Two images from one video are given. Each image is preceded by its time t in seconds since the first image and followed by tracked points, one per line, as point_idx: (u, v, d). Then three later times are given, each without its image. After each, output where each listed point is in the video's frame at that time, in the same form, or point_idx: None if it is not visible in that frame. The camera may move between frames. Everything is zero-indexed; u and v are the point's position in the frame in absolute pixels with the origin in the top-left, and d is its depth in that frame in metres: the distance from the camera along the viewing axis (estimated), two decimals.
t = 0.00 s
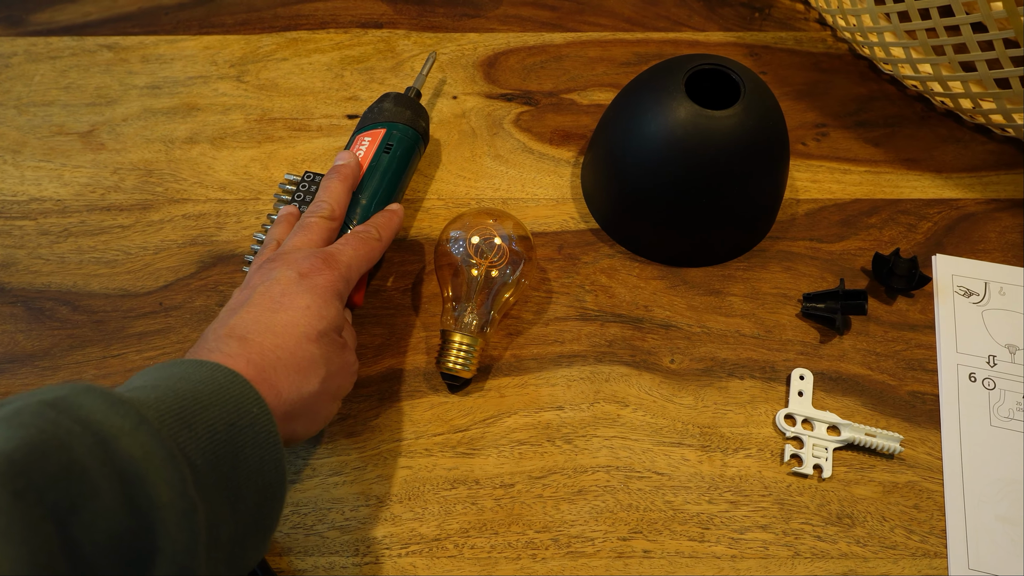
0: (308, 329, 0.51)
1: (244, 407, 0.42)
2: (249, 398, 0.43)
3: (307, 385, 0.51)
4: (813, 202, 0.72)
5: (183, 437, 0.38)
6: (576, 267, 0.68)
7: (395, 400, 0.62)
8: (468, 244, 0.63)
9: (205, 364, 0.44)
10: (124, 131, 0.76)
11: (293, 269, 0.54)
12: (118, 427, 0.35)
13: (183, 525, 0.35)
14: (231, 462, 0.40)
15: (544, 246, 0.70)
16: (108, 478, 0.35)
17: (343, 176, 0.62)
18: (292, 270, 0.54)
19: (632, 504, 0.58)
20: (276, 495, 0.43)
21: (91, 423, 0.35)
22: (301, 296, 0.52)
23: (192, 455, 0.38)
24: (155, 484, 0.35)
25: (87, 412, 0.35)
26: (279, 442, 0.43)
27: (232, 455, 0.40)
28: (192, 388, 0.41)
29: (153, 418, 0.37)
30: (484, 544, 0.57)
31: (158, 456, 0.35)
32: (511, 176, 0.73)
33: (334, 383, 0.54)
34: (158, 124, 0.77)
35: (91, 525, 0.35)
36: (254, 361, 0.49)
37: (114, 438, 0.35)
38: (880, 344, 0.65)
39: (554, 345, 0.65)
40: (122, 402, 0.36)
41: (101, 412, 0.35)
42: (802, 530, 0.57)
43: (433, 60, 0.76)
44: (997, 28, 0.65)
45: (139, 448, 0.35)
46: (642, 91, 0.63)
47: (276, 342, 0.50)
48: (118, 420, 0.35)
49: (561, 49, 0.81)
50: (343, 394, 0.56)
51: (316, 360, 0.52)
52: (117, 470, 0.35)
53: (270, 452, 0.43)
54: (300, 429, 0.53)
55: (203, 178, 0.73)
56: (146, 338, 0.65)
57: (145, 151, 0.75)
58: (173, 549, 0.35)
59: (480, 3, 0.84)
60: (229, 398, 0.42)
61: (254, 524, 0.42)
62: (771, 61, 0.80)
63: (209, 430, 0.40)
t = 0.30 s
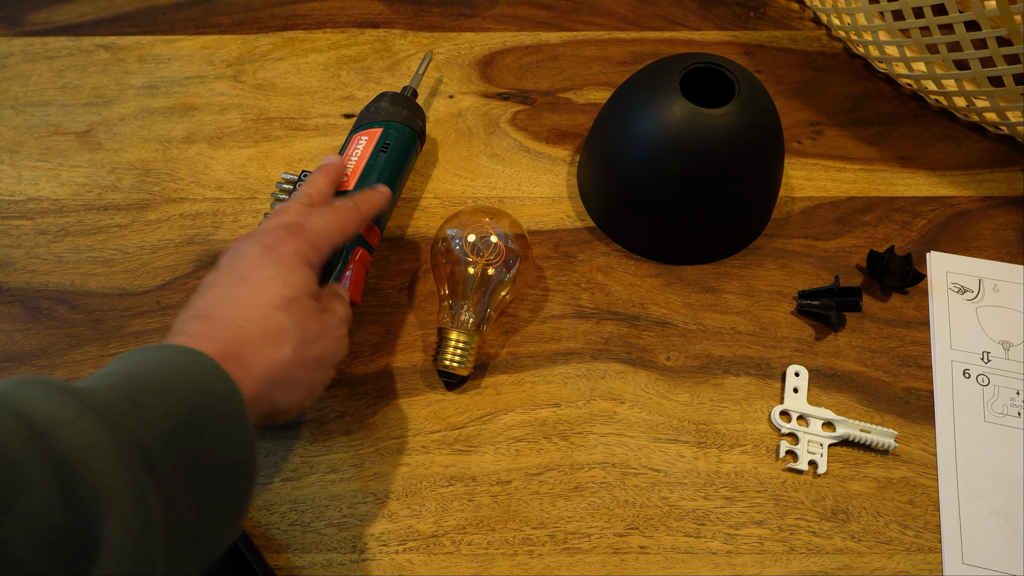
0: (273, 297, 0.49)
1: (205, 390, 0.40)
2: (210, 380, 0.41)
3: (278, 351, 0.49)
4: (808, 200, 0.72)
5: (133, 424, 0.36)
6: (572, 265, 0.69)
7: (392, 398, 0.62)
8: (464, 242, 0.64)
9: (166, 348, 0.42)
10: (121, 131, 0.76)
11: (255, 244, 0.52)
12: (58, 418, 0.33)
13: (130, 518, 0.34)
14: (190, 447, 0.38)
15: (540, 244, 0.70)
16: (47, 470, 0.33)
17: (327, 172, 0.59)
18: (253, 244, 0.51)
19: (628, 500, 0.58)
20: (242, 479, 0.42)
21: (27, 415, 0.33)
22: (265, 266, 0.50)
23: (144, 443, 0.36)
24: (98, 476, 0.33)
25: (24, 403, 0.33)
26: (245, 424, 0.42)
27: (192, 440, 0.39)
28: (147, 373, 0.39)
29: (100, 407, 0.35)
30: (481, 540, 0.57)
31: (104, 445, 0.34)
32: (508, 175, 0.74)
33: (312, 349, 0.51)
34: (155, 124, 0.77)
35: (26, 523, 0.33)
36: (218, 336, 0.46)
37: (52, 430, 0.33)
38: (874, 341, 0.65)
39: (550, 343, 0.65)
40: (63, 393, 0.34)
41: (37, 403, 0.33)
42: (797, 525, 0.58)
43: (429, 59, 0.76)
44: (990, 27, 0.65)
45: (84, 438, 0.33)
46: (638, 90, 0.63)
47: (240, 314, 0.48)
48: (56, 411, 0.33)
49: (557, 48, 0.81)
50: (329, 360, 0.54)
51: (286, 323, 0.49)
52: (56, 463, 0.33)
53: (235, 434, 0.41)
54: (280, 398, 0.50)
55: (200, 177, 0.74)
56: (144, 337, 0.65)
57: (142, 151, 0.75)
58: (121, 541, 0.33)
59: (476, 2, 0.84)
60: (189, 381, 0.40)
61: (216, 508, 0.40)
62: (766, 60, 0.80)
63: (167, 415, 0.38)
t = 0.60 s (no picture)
0: (189, 289, 0.45)
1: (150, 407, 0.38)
2: (157, 396, 0.38)
3: (213, 342, 0.45)
4: (812, 200, 0.72)
5: (65, 455, 0.34)
6: (577, 264, 0.69)
7: (396, 396, 0.62)
8: (469, 240, 0.64)
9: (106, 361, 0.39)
10: (125, 127, 0.76)
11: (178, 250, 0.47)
12: None
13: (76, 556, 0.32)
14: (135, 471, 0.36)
15: (545, 243, 0.70)
16: None
17: (235, 182, 0.53)
18: (170, 247, 0.47)
19: (633, 499, 0.58)
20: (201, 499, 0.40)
21: None
22: (189, 270, 0.46)
23: (89, 473, 0.34)
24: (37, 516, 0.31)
25: None
26: (196, 439, 0.40)
27: (135, 464, 0.37)
28: (81, 391, 0.37)
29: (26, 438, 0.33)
30: (486, 539, 0.57)
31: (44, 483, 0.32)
32: (512, 173, 0.74)
33: (253, 326, 0.47)
34: (159, 120, 0.77)
35: None
36: (146, 343, 0.43)
37: None
38: (878, 341, 0.65)
39: (554, 341, 0.65)
40: None
41: None
42: (801, 525, 0.58)
43: (434, 57, 0.76)
44: (995, 28, 0.66)
45: (10, 475, 0.31)
46: (644, 88, 0.63)
47: (162, 317, 0.44)
48: None
49: (561, 47, 0.81)
50: (281, 338, 0.50)
51: (214, 313, 0.45)
52: None
53: (187, 451, 0.39)
54: (232, 389, 0.47)
55: (204, 174, 0.73)
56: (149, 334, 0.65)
57: (146, 148, 0.75)
58: None
59: (481, 1, 0.84)
60: (131, 398, 0.38)
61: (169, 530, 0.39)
62: (770, 60, 0.80)
63: (111, 440, 0.36)
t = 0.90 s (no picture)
0: (268, 275, 0.50)
1: (238, 379, 0.42)
2: (242, 369, 0.42)
3: (290, 325, 0.49)
4: (820, 204, 0.72)
5: (170, 411, 0.38)
6: (585, 264, 0.69)
7: (402, 393, 0.62)
8: (478, 239, 0.64)
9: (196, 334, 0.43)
10: (135, 122, 0.76)
11: (242, 238, 0.52)
12: (108, 403, 0.35)
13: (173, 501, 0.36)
14: (224, 434, 0.40)
15: (553, 243, 0.70)
16: (94, 455, 0.35)
17: (267, 173, 0.59)
18: (236, 233, 0.52)
19: (638, 499, 0.58)
20: (273, 469, 0.43)
21: (78, 399, 0.35)
22: (261, 256, 0.51)
23: (184, 431, 0.38)
24: (145, 462, 0.35)
25: (73, 387, 0.35)
26: (275, 412, 0.43)
27: (225, 427, 0.40)
28: (181, 357, 0.41)
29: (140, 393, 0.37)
30: (491, 537, 0.57)
31: (148, 434, 0.36)
32: (521, 173, 0.74)
33: (321, 318, 0.52)
34: (169, 116, 0.77)
35: (78, 501, 0.36)
36: (226, 318, 0.47)
37: (101, 416, 0.35)
38: (885, 346, 0.65)
39: (561, 341, 0.65)
40: (108, 378, 0.36)
41: (85, 388, 0.35)
42: (806, 528, 0.58)
43: (444, 56, 0.76)
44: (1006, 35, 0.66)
45: (123, 425, 0.35)
46: (654, 90, 0.63)
47: (243, 295, 0.49)
48: (106, 396, 0.35)
49: (571, 48, 0.81)
50: (341, 328, 0.54)
51: (288, 299, 0.50)
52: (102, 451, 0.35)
53: (265, 422, 0.43)
54: (300, 367, 0.51)
55: (214, 170, 0.74)
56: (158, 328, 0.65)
57: (156, 143, 0.75)
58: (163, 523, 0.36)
59: (491, 1, 0.84)
60: (221, 368, 0.42)
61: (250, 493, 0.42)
62: (779, 64, 0.81)
63: (200, 405, 0.39)
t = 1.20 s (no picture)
0: (293, 305, 0.52)
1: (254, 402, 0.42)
2: (260, 394, 0.42)
3: (306, 358, 0.52)
4: (812, 202, 0.72)
5: (193, 431, 0.37)
6: (575, 266, 0.69)
7: (393, 399, 0.62)
8: (467, 243, 0.63)
9: (215, 356, 0.43)
10: (124, 131, 0.76)
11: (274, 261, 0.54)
12: (137, 420, 0.35)
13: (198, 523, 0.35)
14: (241, 458, 0.40)
15: (543, 246, 0.70)
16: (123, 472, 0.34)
17: (297, 193, 0.59)
18: (268, 255, 0.54)
19: (631, 503, 0.58)
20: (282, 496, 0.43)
21: (108, 416, 0.34)
22: (288, 284, 0.53)
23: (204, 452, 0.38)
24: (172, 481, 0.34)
25: (102, 405, 0.35)
26: (288, 437, 0.43)
27: (242, 451, 0.40)
28: (204, 381, 0.41)
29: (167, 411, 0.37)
30: (483, 543, 0.57)
31: (175, 452, 0.35)
32: (510, 176, 0.74)
33: (328, 354, 0.55)
34: (158, 124, 0.77)
35: (102, 521, 0.34)
36: (253, 342, 0.50)
37: (131, 433, 0.34)
38: (878, 343, 0.65)
39: (552, 344, 0.65)
40: (138, 396, 0.36)
41: (115, 405, 0.35)
42: (800, 529, 0.57)
43: (433, 58, 0.76)
44: (995, 28, 0.65)
45: (150, 443, 0.34)
46: (642, 90, 0.63)
47: (269, 321, 0.51)
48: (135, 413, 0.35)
49: (560, 49, 0.81)
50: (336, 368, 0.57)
51: (307, 331, 0.53)
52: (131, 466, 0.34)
53: (280, 448, 0.42)
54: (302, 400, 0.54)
55: (202, 178, 0.73)
56: (148, 338, 0.65)
57: (144, 151, 0.75)
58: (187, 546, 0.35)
59: (480, 3, 0.84)
60: (240, 392, 0.42)
61: (260, 521, 0.41)
62: (770, 62, 0.80)
63: (219, 427, 0.39)
